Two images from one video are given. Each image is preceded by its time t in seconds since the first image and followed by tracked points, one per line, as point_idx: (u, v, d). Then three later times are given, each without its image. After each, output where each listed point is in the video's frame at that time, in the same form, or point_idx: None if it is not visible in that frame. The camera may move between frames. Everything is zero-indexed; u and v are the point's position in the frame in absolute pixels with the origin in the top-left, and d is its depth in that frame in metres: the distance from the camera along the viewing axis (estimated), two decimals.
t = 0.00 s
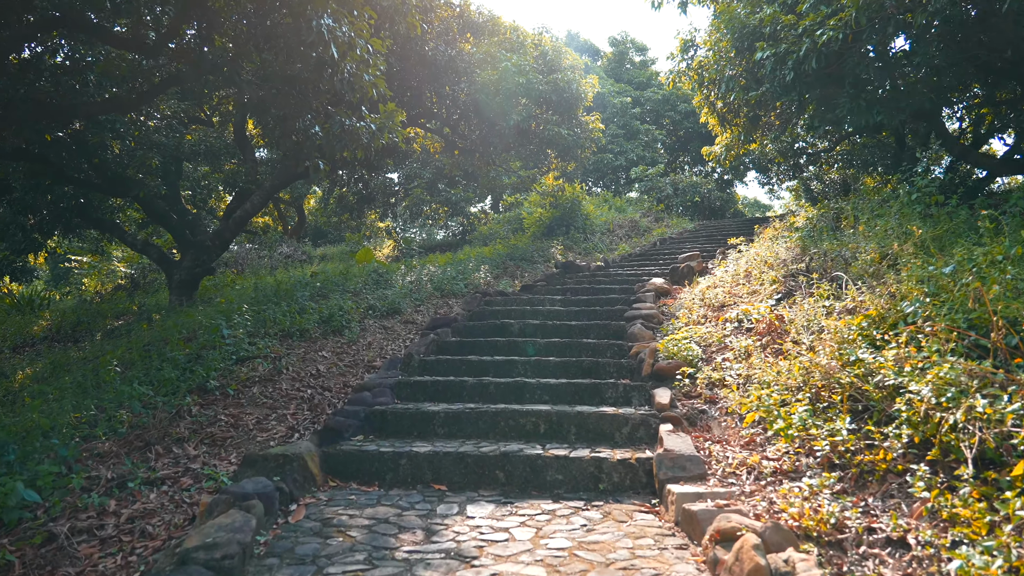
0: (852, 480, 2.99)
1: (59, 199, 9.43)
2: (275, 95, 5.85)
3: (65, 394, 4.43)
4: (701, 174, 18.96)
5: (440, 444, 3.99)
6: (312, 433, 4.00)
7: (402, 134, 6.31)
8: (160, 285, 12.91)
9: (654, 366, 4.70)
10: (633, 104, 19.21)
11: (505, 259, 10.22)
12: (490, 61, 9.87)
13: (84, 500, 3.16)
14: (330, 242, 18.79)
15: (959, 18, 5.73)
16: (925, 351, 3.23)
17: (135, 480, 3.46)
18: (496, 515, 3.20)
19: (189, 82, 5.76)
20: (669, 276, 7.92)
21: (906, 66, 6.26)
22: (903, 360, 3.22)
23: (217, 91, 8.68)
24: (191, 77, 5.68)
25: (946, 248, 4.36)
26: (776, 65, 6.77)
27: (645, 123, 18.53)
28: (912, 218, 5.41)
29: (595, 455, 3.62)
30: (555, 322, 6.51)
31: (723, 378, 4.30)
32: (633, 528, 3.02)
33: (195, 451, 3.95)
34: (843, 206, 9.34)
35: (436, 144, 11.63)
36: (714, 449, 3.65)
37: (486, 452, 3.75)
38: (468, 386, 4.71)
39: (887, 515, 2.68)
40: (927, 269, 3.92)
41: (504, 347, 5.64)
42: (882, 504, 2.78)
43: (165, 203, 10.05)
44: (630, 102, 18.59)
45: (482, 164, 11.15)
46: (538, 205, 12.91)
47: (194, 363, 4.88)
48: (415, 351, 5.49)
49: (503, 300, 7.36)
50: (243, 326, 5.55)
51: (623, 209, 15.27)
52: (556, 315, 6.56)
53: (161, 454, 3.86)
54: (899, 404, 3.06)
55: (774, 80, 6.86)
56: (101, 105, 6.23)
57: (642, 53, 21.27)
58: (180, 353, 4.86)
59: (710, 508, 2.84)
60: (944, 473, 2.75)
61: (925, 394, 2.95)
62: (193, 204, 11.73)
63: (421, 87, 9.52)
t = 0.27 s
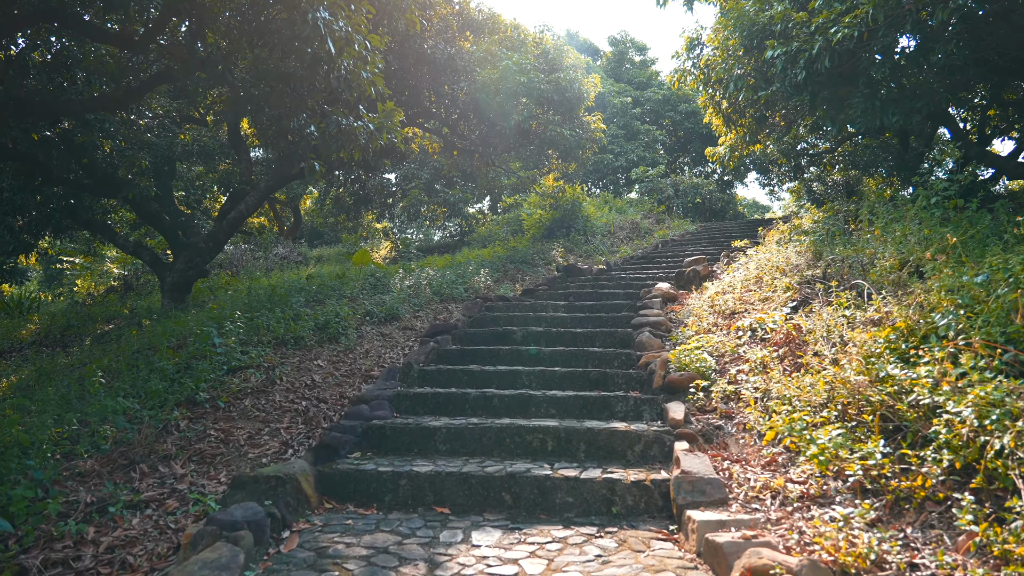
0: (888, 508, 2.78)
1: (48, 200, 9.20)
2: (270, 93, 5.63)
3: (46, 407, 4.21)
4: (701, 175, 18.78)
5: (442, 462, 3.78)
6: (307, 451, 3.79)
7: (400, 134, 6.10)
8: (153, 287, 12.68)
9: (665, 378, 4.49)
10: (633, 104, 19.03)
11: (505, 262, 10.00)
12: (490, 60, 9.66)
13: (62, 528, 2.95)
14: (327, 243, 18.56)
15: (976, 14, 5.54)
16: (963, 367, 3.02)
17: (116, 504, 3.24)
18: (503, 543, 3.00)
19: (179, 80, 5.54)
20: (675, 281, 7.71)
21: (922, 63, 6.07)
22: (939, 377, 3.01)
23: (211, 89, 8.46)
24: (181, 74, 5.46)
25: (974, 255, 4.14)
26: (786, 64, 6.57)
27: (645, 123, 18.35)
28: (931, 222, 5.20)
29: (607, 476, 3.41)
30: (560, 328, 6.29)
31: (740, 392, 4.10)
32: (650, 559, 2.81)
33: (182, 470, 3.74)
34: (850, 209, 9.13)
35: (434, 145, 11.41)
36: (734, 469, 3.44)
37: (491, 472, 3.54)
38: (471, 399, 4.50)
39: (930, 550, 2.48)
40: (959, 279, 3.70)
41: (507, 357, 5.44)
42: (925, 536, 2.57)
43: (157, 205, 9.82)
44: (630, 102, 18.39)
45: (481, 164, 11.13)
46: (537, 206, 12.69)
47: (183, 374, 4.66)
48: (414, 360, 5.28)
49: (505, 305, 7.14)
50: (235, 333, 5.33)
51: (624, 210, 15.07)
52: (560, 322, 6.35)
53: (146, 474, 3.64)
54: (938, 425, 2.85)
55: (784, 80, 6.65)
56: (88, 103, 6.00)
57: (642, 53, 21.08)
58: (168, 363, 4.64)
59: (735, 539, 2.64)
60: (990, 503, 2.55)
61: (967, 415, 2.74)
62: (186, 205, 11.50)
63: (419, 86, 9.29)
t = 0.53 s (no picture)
0: (915, 541, 2.58)
1: (27, 201, 8.94)
2: (255, 93, 5.40)
3: (15, 423, 3.98)
4: (694, 177, 18.63)
5: (435, 484, 3.57)
6: (291, 473, 3.58)
7: (391, 136, 5.89)
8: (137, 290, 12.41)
9: (668, 393, 4.29)
10: (627, 105, 18.87)
11: (497, 266, 9.79)
12: (483, 59, 9.37)
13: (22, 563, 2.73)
14: (315, 245, 18.30)
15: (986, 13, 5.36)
16: (994, 388, 2.82)
17: (85, 533, 3.03)
18: None
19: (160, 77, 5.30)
20: (673, 286, 7.50)
21: (929, 65, 5.88)
22: (965, 398, 2.82)
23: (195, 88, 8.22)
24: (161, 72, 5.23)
25: (994, 265, 3.95)
26: (789, 65, 6.39)
27: (639, 124, 18.20)
28: (940, 228, 5.02)
29: (611, 501, 3.21)
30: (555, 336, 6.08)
31: (748, 409, 3.90)
32: None
33: (158, 493, 3.52)
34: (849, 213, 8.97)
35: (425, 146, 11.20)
36: (747, 493, 3.24)
37: (487, 496, 3.33)
38: (464, 414, 4.28)
39: None
40: (982, 291, 3.51)
41: (502, 368, 5.22)
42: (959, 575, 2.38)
43: (140, 206, 9.56)
44: (623, 103, 18.23)
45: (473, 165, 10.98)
46: (530, 208, 12.48)
47: (161, 386, 4.43)
48: (404, 371, 5.07)
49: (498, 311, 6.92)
50: (217, 342, 5.10)
51: (617, 212, 14.89)
52: (555, 330, 6.13)
53: (119, 497, 3.42)
54: (968, 452, 2.66)
55: (786, 81, 6.46)
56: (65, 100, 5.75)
57: (634, 53, 20.93)
58: (146, 375, 4.40)
59: None
60: None
61: (1002, 442, 2.54)
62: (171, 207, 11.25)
63: (409, 86, 9.18)
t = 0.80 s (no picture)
0: (945, 572, 2.39)
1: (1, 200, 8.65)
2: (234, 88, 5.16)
3: None
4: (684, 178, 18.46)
5: (424, 504, 3.35)
6: (270, 491, 3.36)
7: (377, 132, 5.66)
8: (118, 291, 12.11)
9: (668, 404, 4.08)
10: (617, 105, 18.70)
11: (487, 268, 9.56)
12: (473, 56, 9.12)
13: None
14: (301, 245, 18.02)
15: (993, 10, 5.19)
16: None
17: (43, 560, 2.80)
18: None
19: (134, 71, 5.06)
20: (668, 290, 7.28)
21: (933, 63, 5.70)
22: (994, 414, 2.61)
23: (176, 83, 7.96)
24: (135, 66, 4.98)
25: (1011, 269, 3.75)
26: (789, 63, 6.20)
27: (629, 125, 18.04)
28: (949, 229, 4.84)
29: (613, 523, 3.01)
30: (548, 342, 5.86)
31: (755, 423, 3.70)
32: None
33: (126, 513, 3.29)
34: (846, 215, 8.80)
35: (413, 145, 10.97)
36: (757, 515, 3.04)
37: (480, 518, 3.12)
38: (455, 425, 4.07)
39: None
40: (1003, 298, 3.31)
41: (493, 376, 5.01)
42: None
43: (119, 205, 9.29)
44: (613, 103, 18.04)
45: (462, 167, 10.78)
46: (519, 209, 12.27)
47: (134, 396, 4.19)
48: (391, 380, 4.84)
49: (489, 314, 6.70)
50: (195, 348, 4.86)
51: (607, 213, 14.71)
52: (547, 335, 5.91)
53: (83, 519, 3.19)
54: (1002, 475, 2.46)
55: (786, 79, 6.26)
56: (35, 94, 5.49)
57: (624, 53, 20.76)
58: (118, 383, 4.16)
59: None
60: None
61: None
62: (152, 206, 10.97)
63: (398, 83, 9.09)
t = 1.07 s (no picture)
0: None
1: None
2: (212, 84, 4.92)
3: None
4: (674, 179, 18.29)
5: (412, 531, 3.13)
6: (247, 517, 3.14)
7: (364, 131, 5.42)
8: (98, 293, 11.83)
9: (670, 420, 3.87)
10: (607, 105, 18.51)
11: (476, 270, 9.34)
12: (462, 54, 8.93)
13: None
14: (286, 246, 17.74)
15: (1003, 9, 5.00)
16: None
17: None
18: None
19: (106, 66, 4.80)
20: (663, 295, 7.07)
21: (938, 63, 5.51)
22: None
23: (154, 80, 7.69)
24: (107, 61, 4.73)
25: None
26: (789, 62, 6.00)
27: (619, 125, 17.85)
28: (959, 234, 4.65)
29: (615, 554, 2.81)
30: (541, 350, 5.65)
31: (762, 442, 3.50)
32: None
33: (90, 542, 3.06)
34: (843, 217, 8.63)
35: (401, 144, 10.73)
36: (771, 545, 2.83)
37: (472, 548, 2.91)
38: (444, 443, 3.85)
39: None
40: None
41: (484, 388, 4.79)
42: None
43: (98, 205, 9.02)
44: (604, 103, 17.85)
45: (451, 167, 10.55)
46: (509, 210, 12.05)
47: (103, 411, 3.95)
48: (377, 392, 4.61)
49: (480, 320, 6.48)
50: (170, 357, 4.62)
51: (598, 214, 14.51)
52: (539, 343, 5.69)
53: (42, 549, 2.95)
54: None
55: (787, 78, 6.06)
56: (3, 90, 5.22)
57: (614, 52, 20.56)
58: (87, 397, 3.92)
59: None
60: None
61: None
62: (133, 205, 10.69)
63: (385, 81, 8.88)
